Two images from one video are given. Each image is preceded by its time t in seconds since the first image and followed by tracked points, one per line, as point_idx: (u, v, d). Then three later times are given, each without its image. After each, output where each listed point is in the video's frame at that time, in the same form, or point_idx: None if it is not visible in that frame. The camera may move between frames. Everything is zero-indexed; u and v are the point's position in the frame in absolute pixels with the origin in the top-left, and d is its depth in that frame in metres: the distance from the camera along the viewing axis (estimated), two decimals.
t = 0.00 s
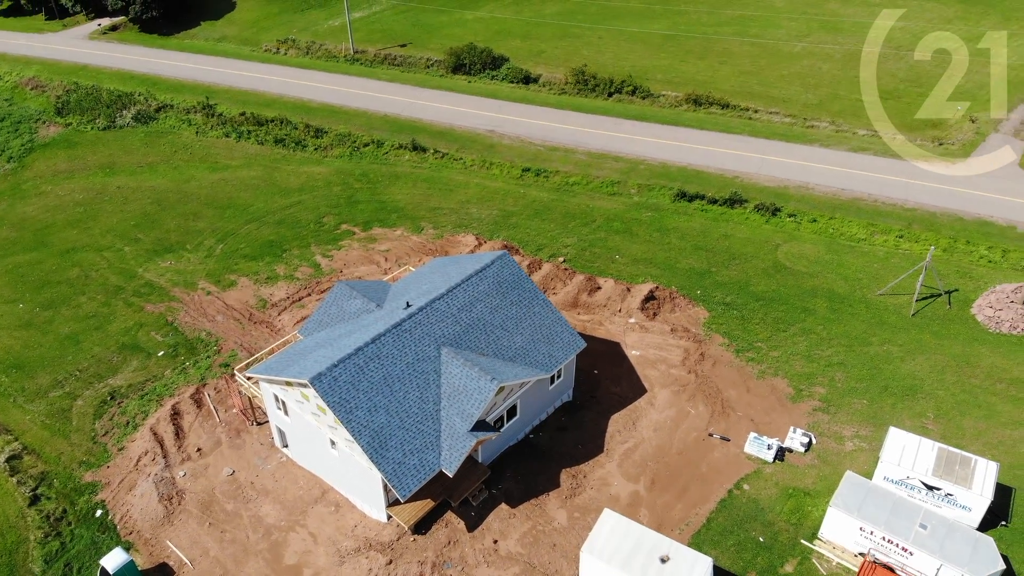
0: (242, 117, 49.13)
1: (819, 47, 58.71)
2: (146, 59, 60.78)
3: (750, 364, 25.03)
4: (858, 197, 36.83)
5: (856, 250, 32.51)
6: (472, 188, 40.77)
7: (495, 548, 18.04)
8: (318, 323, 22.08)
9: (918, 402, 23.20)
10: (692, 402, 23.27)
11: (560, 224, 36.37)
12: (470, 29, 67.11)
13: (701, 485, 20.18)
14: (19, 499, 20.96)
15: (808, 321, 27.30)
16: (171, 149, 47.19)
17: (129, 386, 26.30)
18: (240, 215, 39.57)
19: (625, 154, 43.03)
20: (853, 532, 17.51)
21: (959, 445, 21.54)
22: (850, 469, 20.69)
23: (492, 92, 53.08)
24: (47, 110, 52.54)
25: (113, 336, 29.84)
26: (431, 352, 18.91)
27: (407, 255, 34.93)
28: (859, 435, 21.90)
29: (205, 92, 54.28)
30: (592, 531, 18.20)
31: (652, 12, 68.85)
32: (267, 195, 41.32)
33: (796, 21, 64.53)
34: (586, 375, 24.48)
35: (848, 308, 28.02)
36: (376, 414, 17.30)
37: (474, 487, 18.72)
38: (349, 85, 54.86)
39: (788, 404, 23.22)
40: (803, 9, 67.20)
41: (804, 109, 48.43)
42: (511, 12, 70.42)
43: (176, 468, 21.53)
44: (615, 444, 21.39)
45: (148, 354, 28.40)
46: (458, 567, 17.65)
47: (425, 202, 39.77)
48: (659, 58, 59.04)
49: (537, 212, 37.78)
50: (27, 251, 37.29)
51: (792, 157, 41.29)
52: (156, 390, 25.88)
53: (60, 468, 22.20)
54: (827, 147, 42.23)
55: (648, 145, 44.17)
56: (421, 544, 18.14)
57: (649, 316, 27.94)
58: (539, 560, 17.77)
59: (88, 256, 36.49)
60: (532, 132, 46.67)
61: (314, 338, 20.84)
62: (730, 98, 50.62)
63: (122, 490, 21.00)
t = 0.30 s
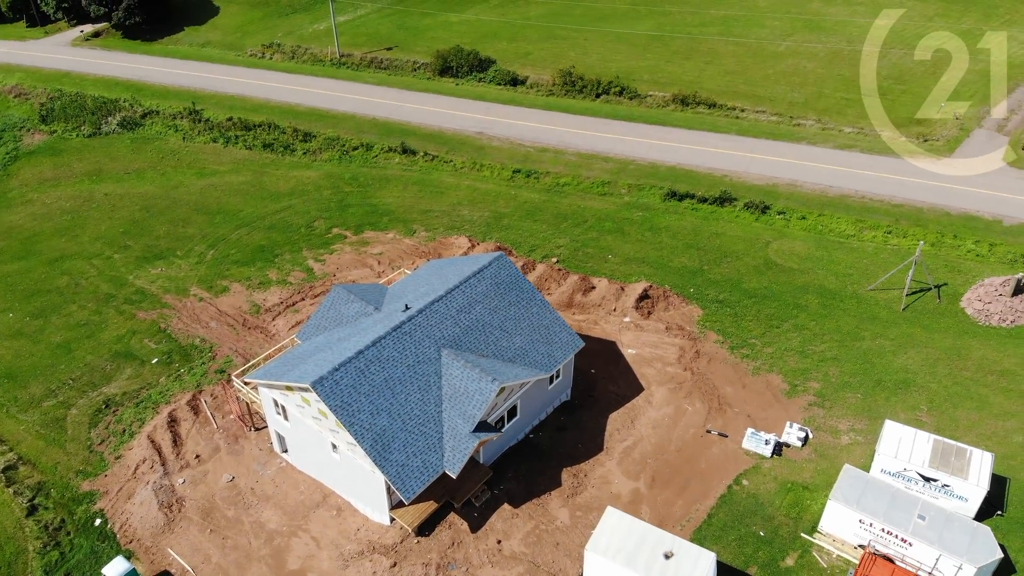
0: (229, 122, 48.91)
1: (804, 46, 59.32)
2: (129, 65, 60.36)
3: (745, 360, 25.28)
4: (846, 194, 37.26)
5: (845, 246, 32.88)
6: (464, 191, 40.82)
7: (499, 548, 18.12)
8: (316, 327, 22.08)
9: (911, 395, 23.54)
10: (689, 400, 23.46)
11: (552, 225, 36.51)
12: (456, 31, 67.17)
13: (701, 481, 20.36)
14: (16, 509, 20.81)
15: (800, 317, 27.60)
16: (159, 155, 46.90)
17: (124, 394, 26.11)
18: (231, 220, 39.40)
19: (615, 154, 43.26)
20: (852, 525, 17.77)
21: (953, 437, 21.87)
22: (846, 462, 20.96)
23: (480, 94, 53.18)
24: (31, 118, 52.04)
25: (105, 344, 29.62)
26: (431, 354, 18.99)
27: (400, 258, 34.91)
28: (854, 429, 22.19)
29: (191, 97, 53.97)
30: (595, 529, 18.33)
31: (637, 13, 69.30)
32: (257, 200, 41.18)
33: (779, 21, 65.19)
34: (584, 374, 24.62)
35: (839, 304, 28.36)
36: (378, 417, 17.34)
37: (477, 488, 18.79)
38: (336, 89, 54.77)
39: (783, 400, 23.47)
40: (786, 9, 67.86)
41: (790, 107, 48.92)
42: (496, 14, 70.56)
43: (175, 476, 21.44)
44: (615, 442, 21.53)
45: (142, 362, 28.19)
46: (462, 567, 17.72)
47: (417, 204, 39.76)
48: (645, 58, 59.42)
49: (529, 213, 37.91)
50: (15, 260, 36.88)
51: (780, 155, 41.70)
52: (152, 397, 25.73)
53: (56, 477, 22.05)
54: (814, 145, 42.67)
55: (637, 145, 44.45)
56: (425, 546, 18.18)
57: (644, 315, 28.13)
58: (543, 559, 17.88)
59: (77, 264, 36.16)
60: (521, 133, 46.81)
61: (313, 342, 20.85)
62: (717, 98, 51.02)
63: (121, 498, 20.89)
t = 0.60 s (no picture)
0: (216, 127, 48.67)
1: (788, 46, 59.90)
2: (114, 72, 59.91)
3: (741, 357, 25.52)
4: (834, 191, 37.67)
5: (835, 243, 33.24)
6: (455, 193, 40.87)
7: (503, 548, 18.21)
8: (314, 331, 22.08)
9: (905, 389, 23.87)
10: (687, 397, 23.66)
11: (544, 225, 36.64)
12: (442, 34, 67.22)
13: (701, 477, 20.55)
14: (14, 520, 20.66)
15: (793, 314, 27.89)
16: (146, 161, 46.60)
17: (119, 402, 25.94)
18: (221, 226, 39.21)
19: (605, 155, 43.47)
20: (852, 517, 18.02)
21: (946, 429, 22.20)
22: (843, 456, 21.22)
23: (468, 96, 53.25)
24: (14, 125, 51.50)
25: (98, 352, 29.38)
26: (432, 355, 19.07)
27: (393, 260, 34.91)
28: (850, 423, 22.47)
29: (178, 103, 53.68)
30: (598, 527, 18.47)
31: (622, 14, 69.70)
32: (247, 205, 41.03)
33: (763, 21, 65.79)
34: (581, 374, 24.75)
35: (831, 300, 28.68)
36: (381, 419, 17.38)
37: (479, 489, 18.85)
38: (324, 93, 54.65)
39: (779, 395, 23.72)
40: (770, 9, 68.48)
41: (776, 106, 49.36)
42: (482, 17, 70.69)
43: (175, 483, 21.36)
44: (615, 440, 21.68)
45: (136, 369, 27.99)
46: (467, 568, 17.80)
47: (409, 207, 39.78)
48: (632, 59, 59.76)
49: (521, 215, 38.02)
50: (3, 268, 36.44)
51: (768, 154, 42.08)
52: (148, 405, 25.58)
53: (54, 487, 21.89)
54: (801, 143, 43.11)
55: (627, 145, 44.70)
56: (429, 548, 18.24)
57: (639, 314, 28.30)
58: (547, 558, 17.99)
59: (66, 272, 35.80)
60: (511, 135, 46.92)
61: (312, 346, 20.86)
62: (704, 97, 51.40)
63: (121, 507, 20.78)
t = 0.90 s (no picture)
0: (205, 132, 48.45)
1: (773, 45, 60.51)
2: (99, 78, 59.46)
3: (736, 353, 25.77)
4: (823, 188, 38.08)
5: (825, 239, 33.59)
6: (447, 195, 40.90)
7: (507, 547, 18.33)
8: (313, 335, 22.08)
9: (898, 382, 24.20)
10: (684, 393, 23.85)
11: (537, 226, 36.77)
12: (428, 37, 67.28)
13: (700, 472, 20.74)
14: (12, 529, 20.54)
15: (787, 310, 28.18)
16: (134, 168, 46.32)
17: (115, 409, 25.78)
18: (213, 231, 39.04)
19: (595, 155, 43.68)
20: (851, 509, 18.26)
21: (940, 421, 22.54)
22: (840, 449, 21.50)
23: (457, 99, 53.34)
24: None
25: (92, 359, 29.16)
26: (433, 357, 19.16)
27: (387, 263, 34.90)
28: (846, 417, 22.76)
29: (165, 109, 53.39)
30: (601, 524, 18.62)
31: (607, 15, 70.06)
32: (238, 210, 40.88)
33: (748, 20, 66.37)
34: (579, 372, 24.89)
35: (824, 295, 29.01)
36: (384, 421, 17.43)
37: (482, 489, 18.92)
38: (312, 97, 54.55)
39: (775, 391, 23.97)
40: (754, 8, 69.09)
41: (763, 105, 49.81)
42: (469, 19, 70.80)
43: (174, 489, 21.29)
44: (614, 437, 21.85)
45: (131, 376, 27.81)
46: (472, 567, 17.90)
47: (401, 210, 39.78)
48: (619, 60, 60.09)
49: (514, 216, 38.15)
50: None
51: (756, 152, 42.49)
52: (144, 411, 25.44)
53: (51, 496, 21.75)
54: (789, 141, 43.54)
55: (616, 145, 44.96)
56: (434, 548, 18.31)
57: (634, 312, 28.49)
58: (551, 556, 18.12)
59: (57, 280, 35.46)
60: (501, 137, 47.04)
61: (312, 350, 20.87)
62: (692, 97, 51.78)
63: (120, 514, 20.70)
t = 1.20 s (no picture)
0: (192, 138, 48.20)
1: (757, 43, 61.12)
2: (83, 84, 58.94)
3: (731, 349, 26.03)
4: (811, 184, 38.50)
5: (815, 235, 33.97)
6: (438, 197, 40.95)
7: (512, 545, 18.44)
8: (312, 337, 22.09)
9: (891, 374, 24.56)
10: (681, 389, 24.07)
11: (530, 226, 36.91)
12: (414, 39, 67.29)
13: (700, 467, 20.96)
14: (12, 539, 20.41)
15: (779, 305, 28.50)
16: (122, 174, 45.99)
17: (111, 417, 25.60)
18: (203, 236, 38.85)
19: (585, 155, 43.89)
20: (850, 500, 18.53)
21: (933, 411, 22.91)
22: (836, 441, 21.79)
23: (445, 101, 53.39)
24: None
25: (86, 367, 28.92)
26: (434, 357, 19.25)
27: (380, 265, 34.90)
28: (841, 409, 23.07)
29: (151, 114, 53.04)
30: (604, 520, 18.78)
31: (593, 16, 70.39)
32: (228, 215, 40.71)
33: (732, 19, 66.93)
34: (577, 371, 25.03)
35: (815, 290, 29.36)
36: (387, 422, 17.49)
37: (485, 488, 19.01)
38: (300, 101, 54.40)
39: (771, 385, 24.25)
40: (737, 7, 69.67)
41: (750, 103, 50.27)
42: (454, 21, 70.88)
43: (175, 496, 21.21)
44: (614, 434, 22.02)
45: (126, 383, 27.61)
46: (478, 566, 18.00)
47: (392, 212, 39.80)
48: (605, 60, 60.38)
49: (506, 216, 38.28)
50: None
51: (744, 150, 42.89)
52: (141, 418, 25.30)
53: (50, 504, 21.61)
54: (776, 138, 43.97)
55: (606, 145, 45.20)
56: (439, 548, 18.39)
57: (629, 310, 28.68)
58: (556, 553, 18.26)
59: (46, 288, 35.12)
60: (490, 138, 47.15)
61: (311, 353, 20.88)
62: (678, 96, 52.15)
63: (121, 521, 20.60)
